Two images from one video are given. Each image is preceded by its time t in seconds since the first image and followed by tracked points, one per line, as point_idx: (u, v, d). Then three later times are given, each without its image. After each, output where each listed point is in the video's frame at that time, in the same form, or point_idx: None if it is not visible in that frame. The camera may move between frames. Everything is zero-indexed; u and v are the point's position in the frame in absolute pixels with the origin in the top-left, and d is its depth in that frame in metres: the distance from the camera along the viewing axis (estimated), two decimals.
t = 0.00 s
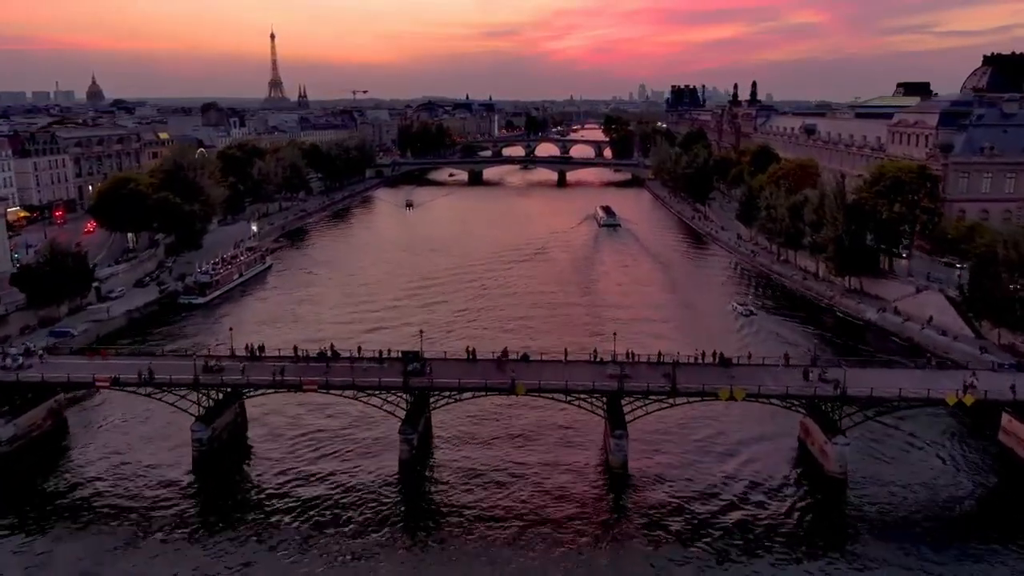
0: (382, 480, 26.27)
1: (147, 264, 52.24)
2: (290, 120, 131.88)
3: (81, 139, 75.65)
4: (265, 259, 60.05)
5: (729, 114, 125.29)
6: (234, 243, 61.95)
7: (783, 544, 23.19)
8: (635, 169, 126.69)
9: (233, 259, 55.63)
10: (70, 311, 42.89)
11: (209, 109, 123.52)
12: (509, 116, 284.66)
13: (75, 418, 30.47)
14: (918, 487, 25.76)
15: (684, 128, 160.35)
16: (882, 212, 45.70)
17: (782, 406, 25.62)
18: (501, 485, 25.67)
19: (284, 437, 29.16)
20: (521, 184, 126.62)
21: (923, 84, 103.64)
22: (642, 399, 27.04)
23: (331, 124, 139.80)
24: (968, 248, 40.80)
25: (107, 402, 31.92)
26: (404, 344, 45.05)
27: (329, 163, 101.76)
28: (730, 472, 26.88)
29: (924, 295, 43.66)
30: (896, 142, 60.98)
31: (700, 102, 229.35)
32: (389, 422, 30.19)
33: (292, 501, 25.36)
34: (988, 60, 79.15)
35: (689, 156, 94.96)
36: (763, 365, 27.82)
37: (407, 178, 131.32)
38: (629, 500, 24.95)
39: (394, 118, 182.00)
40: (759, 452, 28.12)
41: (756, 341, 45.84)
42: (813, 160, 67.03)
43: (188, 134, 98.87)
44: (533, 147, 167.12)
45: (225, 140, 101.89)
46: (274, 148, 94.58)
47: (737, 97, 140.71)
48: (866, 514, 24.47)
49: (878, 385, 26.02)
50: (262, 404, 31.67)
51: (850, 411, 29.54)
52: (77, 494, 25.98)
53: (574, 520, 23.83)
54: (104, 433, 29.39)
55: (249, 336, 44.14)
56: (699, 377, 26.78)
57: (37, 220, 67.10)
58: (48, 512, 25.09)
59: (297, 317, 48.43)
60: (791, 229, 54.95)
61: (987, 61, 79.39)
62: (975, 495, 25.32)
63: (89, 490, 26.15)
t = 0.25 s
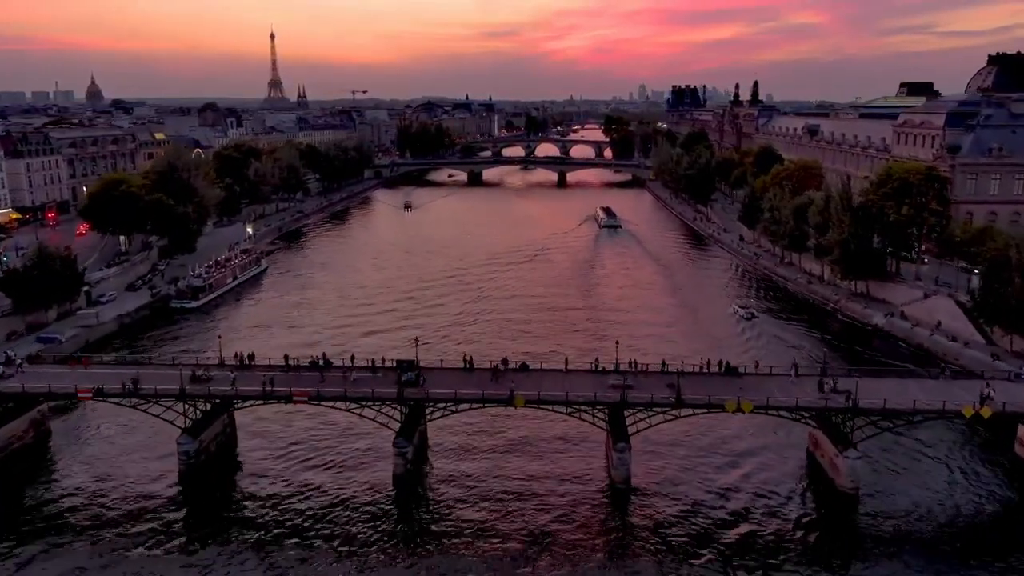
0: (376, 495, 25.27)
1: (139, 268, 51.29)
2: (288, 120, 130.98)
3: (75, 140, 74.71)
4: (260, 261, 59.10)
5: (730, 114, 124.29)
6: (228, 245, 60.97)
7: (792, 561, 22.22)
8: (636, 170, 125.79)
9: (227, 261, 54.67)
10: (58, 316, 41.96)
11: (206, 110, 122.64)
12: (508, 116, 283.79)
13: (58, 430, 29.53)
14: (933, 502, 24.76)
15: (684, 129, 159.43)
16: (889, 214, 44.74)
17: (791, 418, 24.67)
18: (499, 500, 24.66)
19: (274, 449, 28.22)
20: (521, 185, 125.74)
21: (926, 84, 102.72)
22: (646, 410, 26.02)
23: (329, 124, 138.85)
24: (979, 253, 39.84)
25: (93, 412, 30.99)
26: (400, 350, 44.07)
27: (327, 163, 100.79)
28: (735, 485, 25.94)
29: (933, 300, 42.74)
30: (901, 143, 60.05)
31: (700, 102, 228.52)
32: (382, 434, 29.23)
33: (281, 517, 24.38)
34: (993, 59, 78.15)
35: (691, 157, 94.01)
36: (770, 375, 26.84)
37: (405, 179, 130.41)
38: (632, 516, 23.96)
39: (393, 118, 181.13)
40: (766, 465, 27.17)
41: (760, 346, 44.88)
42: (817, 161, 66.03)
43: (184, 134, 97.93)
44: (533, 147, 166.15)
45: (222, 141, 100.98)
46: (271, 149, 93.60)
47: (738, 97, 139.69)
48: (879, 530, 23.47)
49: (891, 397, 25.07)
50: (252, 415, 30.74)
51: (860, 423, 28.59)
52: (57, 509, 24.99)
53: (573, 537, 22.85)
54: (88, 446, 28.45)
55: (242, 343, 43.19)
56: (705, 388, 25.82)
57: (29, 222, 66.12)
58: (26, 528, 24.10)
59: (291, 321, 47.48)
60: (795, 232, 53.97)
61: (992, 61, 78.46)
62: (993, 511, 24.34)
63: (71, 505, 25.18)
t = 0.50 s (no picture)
0: (367, 515, 24.05)
1: (129, 271, 50.09)
2: (286, 120, 129.77)
3: (68, 140, 73.50)
4: (254, 265, 57.91)
5: (732, 114, 123.04)
6: (222, 249, 59.80)
7: None
8: (637, 170, 124.59)
9: (220, 265, 53.49)
10: (44, 322, 40.78)
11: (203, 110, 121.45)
12: (508, 117, 282.69)
13: (37, 444, 28.33)
14: (953, 521, 23.51)
15: (686, 129, 158.24)
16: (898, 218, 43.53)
17: (803, 434, 23.47)
18: (496, 521, 23.47)
19: (262, 465, 27.03)
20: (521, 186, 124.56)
21: (931, 85, 101.55)
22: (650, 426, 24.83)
23: (328, 125, 137.64)
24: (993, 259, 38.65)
25: (74, 424, 29.76)
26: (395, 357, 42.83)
27: (325, 164, 99.57)
28: (744, 504, 24.74)
29: (944, 306, 41.56)
30: (908, 144, 58.86)
31: (702, 102, 227.28)
32: (375, 449, 28.03)
33: (267, 538, 23.17)
34: (999, 59, 76.95)
35: (693, 158, 92.83)
36: (780, 388, 25.65)
37: (404, 180, 129.24)
38: (636, 538, 22.75)
39: (392, 118, 179.93)
40: (776, 481, 25.97)
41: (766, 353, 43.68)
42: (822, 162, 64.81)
43: (180, 135, 96.74)
44: (533, 147, 164.91)
45: (218, 142, 99.81)
46: (267, 149, 92.39)
47: (740, 97, 138.43)
48: (897, 551, 22.25)
49: (908, 412, 23.89)
50: (240, 428, 29.56)
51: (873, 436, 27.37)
52: (32, 528, 23.79)
53: (574, 560, 21.65)
54: (67, 461, 27.25)
55: (233, 349, 41.99)
56: (713, 402, 24.63)
57: (19, 224, 64.93)
58: None
59: (284, 327, 46.28)
60: (800, 235, 52.77)
61: (999, 61, 77.27)
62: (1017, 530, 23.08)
63: (47, 523, 23.98)
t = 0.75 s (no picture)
0: (359, 533, 23.03)
1: (121, 275, 49.12)
2: (284, 120, 128.80)
3: (61, 141, 72.51)
4: (249, 267, 56.93)
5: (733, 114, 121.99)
6: (216, 251, 58.81)
7: None
8: (638, 171, 123.65)
9: (214, 268, 52.50)
10: (31, 327, 39.82)
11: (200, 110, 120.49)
12: (508, 116, 281.91)
13: (18, 456, 27.34)
14: (971, 539, 22.48)
15: (687, 129, 157.35)
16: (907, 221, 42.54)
17: (814, 449, 22.44)
18: (492, 539, 22.47)
19: (250, 478, 26.03)
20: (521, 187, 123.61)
21: (934, 85, 100.63)
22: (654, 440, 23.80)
23: (326, 125, 136.59)
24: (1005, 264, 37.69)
25: (56, 435, 28.75)
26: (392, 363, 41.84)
27: (323, 165, 98.58)
28: (751, 520, 23.73)
29: (954, 312, 40.66)
30: (914, 145, 57.85)
31: (702, 102, 226.41)
32: (368, 462, 27.04)
33: (253, 556, 22.16)
34: (1005, 58, 75.94)
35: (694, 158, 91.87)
36: (789, 399, 24.65)
37: (403, 181, 128.33)
38: (639, 558, 21.73)
39: (391, 118, 179.07)
40: (784, 495, 24.97)
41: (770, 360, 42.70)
42: (826, 163, 63.83)
43: (176, 135, 95.78)
44: (533, 147, 163.91)
45: (215, 143, 98.79)
46: (264, 150, 91.39)
47: (741, 97, 137.43)
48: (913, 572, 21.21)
49: (924, 426, 22.89)
50: (229, 439, 28.58)
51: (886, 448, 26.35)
52: (9, 545, 22.79)
53: None
54: (48, 474, 26.25)
55: (225, 357, 41.02)
56: (719, 415, 23.65)
57: (11, 226, 63.95)
58: None
59: (279, 331, 45.34)
60: (805, 237, 51.79)
61: (1004, 60, 76.33)
62: None
63: (24, 540, 22.97)
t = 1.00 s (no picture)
0: (350, 554, 21.91)
1: (111, 279, 48.05)
2: (282, 121, 127.71)
3: (53, 142, 71.40)
4: (243, 271, 55.84)
5: (735, 115, 120.95)
6: (210, 254, 57.73)
7: None
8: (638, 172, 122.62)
9: (207, 271, 51.42)
10: (17, 334, 38.76)
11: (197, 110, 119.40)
12: (508, 116, 280.98)
13: None
14: (993, 561, 21.36)
15: (688, 129, 156.37)
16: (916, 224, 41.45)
17: (828, 467, 21.34)
18: (489, 561, 21.38)
19: (236, 494, 24.94)
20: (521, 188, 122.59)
21: (938, 85, 99.63)
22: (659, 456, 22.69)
23: (325, 125, 135.46)
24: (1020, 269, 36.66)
25: (36, 448, 27.68)
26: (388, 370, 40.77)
27: (320, 166, 97.48)
28: (760, 539, 22.63)
29: (966, 318, 39.67)
30: (921, 146, 56.79)
31: (703, 102, 225.49)
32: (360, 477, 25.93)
33: None
34: (1011, 57, 74.83)
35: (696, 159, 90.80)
36: (800, 412, 23.57)
37: (402, 181, 127.28)
38: None
39: (391, 118, 178.04)
40: (794, 513, 23.87)
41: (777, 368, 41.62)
42: (831, 164, 62.75)
43: (172, 136, 94.71)
44: (533, 147, 162.86)
45: (211, 143, 97.64)
46: (261, 151, 90.25)
47: (742, 97, 136.39)
48: None
49: (943, 442, 21.79)
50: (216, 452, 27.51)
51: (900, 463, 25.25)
52: None
53: None
54: (26, 490, 25.17)
55: (217, 364, 39.95)
56: (727, 430, 22.56)
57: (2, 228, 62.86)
58: None
59: (272, 337, 44.26)
60: (811, 240, 50.71)
61: (1011, 60, 75.30)
62: None
63: None
